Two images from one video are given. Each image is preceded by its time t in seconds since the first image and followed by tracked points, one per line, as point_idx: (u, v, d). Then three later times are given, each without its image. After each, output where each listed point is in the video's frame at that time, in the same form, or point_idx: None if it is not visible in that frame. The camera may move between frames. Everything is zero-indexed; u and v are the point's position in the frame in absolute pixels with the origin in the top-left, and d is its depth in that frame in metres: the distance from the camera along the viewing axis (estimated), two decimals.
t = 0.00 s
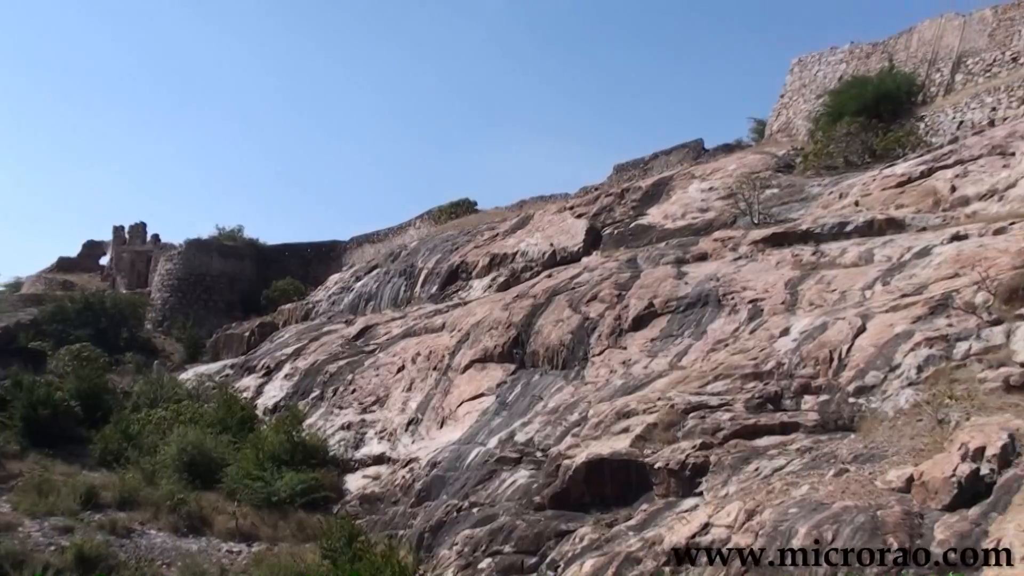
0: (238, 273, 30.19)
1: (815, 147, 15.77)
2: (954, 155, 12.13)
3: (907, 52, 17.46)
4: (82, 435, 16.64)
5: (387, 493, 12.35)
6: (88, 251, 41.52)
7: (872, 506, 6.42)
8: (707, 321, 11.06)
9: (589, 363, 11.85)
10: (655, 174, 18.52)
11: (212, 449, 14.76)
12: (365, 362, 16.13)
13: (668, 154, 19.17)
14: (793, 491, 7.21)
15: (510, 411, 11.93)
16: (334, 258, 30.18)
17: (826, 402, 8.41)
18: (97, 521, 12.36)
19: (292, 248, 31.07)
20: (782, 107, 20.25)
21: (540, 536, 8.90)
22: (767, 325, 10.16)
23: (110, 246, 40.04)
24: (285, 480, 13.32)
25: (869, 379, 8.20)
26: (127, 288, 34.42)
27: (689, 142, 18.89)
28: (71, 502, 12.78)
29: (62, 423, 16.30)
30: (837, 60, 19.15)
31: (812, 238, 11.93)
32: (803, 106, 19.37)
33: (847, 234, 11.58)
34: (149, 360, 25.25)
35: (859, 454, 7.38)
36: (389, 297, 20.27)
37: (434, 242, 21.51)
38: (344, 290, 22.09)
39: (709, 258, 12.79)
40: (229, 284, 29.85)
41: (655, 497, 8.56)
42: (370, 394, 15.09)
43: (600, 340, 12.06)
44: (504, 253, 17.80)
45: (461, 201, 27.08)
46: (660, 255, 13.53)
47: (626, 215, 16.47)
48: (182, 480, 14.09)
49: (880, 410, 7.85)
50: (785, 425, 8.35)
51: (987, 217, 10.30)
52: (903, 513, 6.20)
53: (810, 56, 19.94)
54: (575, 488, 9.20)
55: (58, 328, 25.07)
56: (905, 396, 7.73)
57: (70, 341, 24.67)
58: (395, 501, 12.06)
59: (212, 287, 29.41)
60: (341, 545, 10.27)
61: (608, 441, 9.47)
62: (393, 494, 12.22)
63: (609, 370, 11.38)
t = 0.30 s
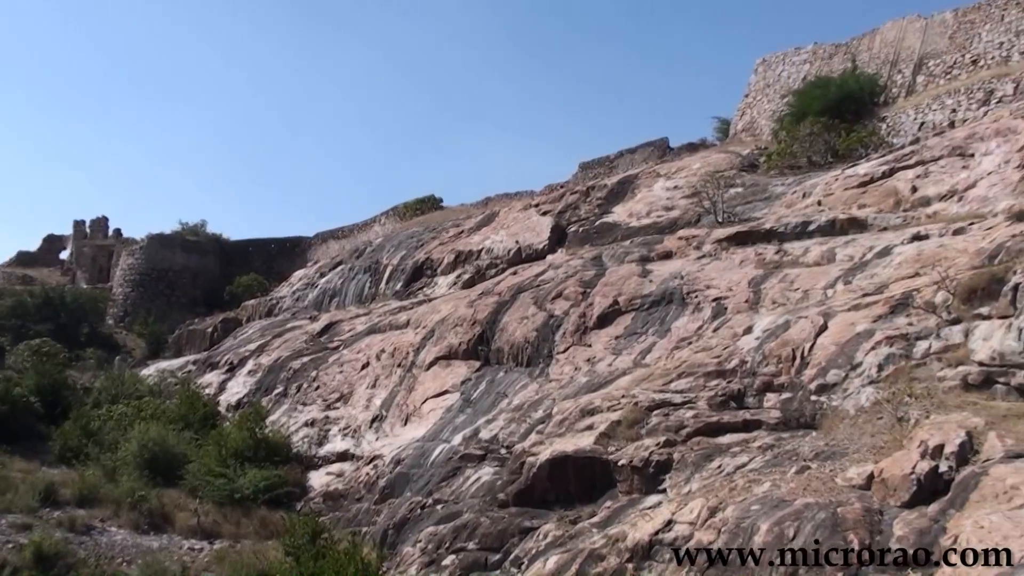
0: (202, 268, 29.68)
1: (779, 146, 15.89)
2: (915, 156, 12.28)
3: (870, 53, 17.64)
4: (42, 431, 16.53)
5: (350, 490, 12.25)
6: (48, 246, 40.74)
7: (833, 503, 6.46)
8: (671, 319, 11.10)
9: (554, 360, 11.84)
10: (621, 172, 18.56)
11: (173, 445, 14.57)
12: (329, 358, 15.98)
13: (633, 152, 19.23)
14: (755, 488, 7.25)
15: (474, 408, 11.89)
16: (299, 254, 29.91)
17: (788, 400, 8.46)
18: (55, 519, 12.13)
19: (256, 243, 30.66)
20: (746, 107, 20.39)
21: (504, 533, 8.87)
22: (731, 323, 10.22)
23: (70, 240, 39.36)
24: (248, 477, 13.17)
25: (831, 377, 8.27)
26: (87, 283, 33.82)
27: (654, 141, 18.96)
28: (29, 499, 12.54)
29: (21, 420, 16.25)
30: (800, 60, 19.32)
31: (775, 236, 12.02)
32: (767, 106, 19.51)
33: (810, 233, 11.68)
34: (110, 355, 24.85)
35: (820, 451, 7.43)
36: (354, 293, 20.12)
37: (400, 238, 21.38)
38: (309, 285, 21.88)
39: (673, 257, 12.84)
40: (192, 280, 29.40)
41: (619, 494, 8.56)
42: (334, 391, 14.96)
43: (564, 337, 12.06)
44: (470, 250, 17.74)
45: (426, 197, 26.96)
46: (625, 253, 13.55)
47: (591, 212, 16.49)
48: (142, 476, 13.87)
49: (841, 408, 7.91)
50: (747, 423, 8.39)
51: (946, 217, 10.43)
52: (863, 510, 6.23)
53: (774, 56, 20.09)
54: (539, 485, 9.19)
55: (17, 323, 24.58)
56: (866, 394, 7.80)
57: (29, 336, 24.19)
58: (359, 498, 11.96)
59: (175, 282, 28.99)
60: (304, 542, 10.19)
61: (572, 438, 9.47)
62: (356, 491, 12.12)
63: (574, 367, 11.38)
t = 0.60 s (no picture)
0: (175, 271, 29.49)
1: (754, 151, 16.00)
2: (888, 162, 12.39)
3: (843, 60, 17.81)
4: (11, 435, 16.38)
5: (324, 494, 12.17)
6: (19, 248, 40.23)
7: (806, 506, 6.49)
8: (646, 323, 11.12)
9: (529, 364, 11.83)
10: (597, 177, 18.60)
11: (146, 449, 14.41)
12: (304, 362, 15.88)
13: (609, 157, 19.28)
14: (729, 492, 7.27)
15: (449, 412, 11.85)
16: (274, 257, 29.69)
17: (762, 404, 8.49)
18: (25, 523, 11.97)
19: (231, 245, 30.37)
20: (721, 112, 20.51)
21: (478, 538, 8.84)
22: (705, 328, 10.25)
23: (41, 242, 38.90)
24: (221, 481, 13.04)
25: (804, 382, 8.31)
26: (59, 285, 33.40)
27: (630, 145, 19.03)
28: None
29: None
30: (775, 67, 19.46)
31: (750, 241, 12.08)
32: (742, 111, 19.65)
33: (784, 238, 11.75)
34: (81, 358, 24.54)
35: (793, 455, 7.45)
36: (329, 297, 20.02)
37: (375, 242, 21.30)
38: (283, 288, 21.74)
39: (648, 261, 12.88)
40: (165, 283, 29.18)
41: (594, 498, 8.55)
42: (308, 395, 14.86)
43: (540, 341, 12.05)
44: (446, 254, 17.70)
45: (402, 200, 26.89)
46: (600, 258, 13.58)
47: (567, 216, 16.51)
48: (114, 481, 13.70)
49: (814, 412, 7.95)
50: (722, 427, 8.41)
51: (918, 222, 10.53)
52: (836, 514, 6.26)
53: (749, 61, 20.23)
54: (514, 489, 9.17)
55: None
56: (838, 399, 7.84)
57: None
58: (333, 502, 11.88)
59: (148, 285, 28.76)
60: (278, 547, 10.10)
61: (547, 442, 9.45)
62: (331, 495, 12.03)
63: (549, 371, 11.37)
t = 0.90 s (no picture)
0: (134, 274, 29.09)
1: (715, 158, 16.14)
2: (846, 169, 12.56)
3: (803, 68, 18.04)
4: None
5: (284, 499, 12.03)
6: None
7: (765, 511, 6.53)
8: (609, 328, 11.16)
9: (491, 369, 11.82)
10: (560, 182, 18.64)
11: (103, 455, 14.16)
12: (265, 366, 15.70)
13: (573, 162, 19.35)
14: (689, 496, 7.30)
15: (412, 417, 11.79)
16: (235, 260, 29.30)
17: (723, 408, 8.55)
18: None
19: (191, 249, 29.70)
20: (683, 119, 20.68)
21: (439, 543, 8.79)
22: (667, 333, 10.31)
23: None
24: (179, 487, 12.84)
25: (764, 387, 8.39)
26: (14, 288, 32.74)
27: (593, 151, 19.11)
28: None
29: None
30: (737, 74, 19.67)
31: (711, 247, 12.17)
32: (704, 119, 19.82)
33: (745, 244, 11.85)
34: (37, 363, 24.06)
35: (753, 460, 7.51)
36: (290, 301, 19.84)
37: (338, 245, 21.15)
38: (244, 292, 21.50)
39: (611, 266, 12.93)
40: (124, 286, 28.77)
41: (556, 503, 8.54)
42: (269, 399, 14.70)
43: (502, 346, 12.04)
44: (408, 258, 17.63)
45: (365, 204, 26.74)
46: (563, 263, 13.61)
47: (530, 221, 16.52)
48: (70, 487, 13.43)
49: (774, 417, 8.02)
50: (683, 432, 8.44)
51: (876, 230, 10.69)
52: (794, 518, 6.30)
53: (711, 69, 20.42)
54: (476, 494, 9.14)
55: None
56: (797, 404, 7.92)
57: None
58: (293, 508, 11.75)
59: (106, 288, 28.36)
60: (237, 554, 9.97)
61: (510, 446, 9.44)
62: (291, 501, 11.90)
63: (511, 376, 11.36)
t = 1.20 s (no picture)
0: (89, 279, 28.60)
1: (675, 165, 16.25)
2: (803, 177, 12.72)
3: (761, 76, 18.24)
4: None
5: (241, 507, 11.85)
6: None
7: (722, 515, 6.56)
8: (569, 334, 11.16)
9: (451, 375, 11.77)
10: (521, 188, 18.65)
11: (55, 463, 13.86)
12: (222, 372, 15.48)
13: (533, 168, 19.37)
14: (648, 501, 7.31)
15: (371, 423, 11.69)
16: (192, 265, 28.82)
17: (681, 414, 8.58)
18: None
19: (147, 253, 29.21)
20: (643, 126, 20.82)
21: (398, 550, 8.71)
22: (626, 339, 10.34)
23: None
24: (134, 494, 12.60)
25: (722, 393, 8.43)
26: None
27: (554, 157, 19.16)
28: None
29: None
30: (695, 82, 19.84)
31: (670, 253, 12.24)
32: (664, 126, 19.97)
33: (704, 250, 11.93)
34: None
35: (711, 465, 7.54)
36: (248, 306, 19.61)
37: (297, 250, 20.95)
38: (201, 297, 21.21)
39: (571, 272, 12.95)
40: (78, 291, 28.27)
41: (515, 509, 8.51)
42: (226, 406, 14.49)
43: (462, 352, 11.99)
44: (368, 263, 17.52)
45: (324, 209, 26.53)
46: (523, 269, 13.61)
47: (490, 227, 16.50)
48: (20, 495, 13.11)
49: (732, 423, 8.06)
50: (641, 438, 8.46)
51: (832, 237, 10.82)
52: (751, 523, 6.33)
53: (670, 77, 20.58)
54: (435, 500, 9.08)
55: None
56: (755, 409, 7.97)
57: None
58: (250, 515, 11.57)
59: (59, 293, 27.85)
60: (192, 562, 9.80)
61: (469, 453, 9.39)
62: (248, 508, 11.73)
63: (471, 382, 11.32)
